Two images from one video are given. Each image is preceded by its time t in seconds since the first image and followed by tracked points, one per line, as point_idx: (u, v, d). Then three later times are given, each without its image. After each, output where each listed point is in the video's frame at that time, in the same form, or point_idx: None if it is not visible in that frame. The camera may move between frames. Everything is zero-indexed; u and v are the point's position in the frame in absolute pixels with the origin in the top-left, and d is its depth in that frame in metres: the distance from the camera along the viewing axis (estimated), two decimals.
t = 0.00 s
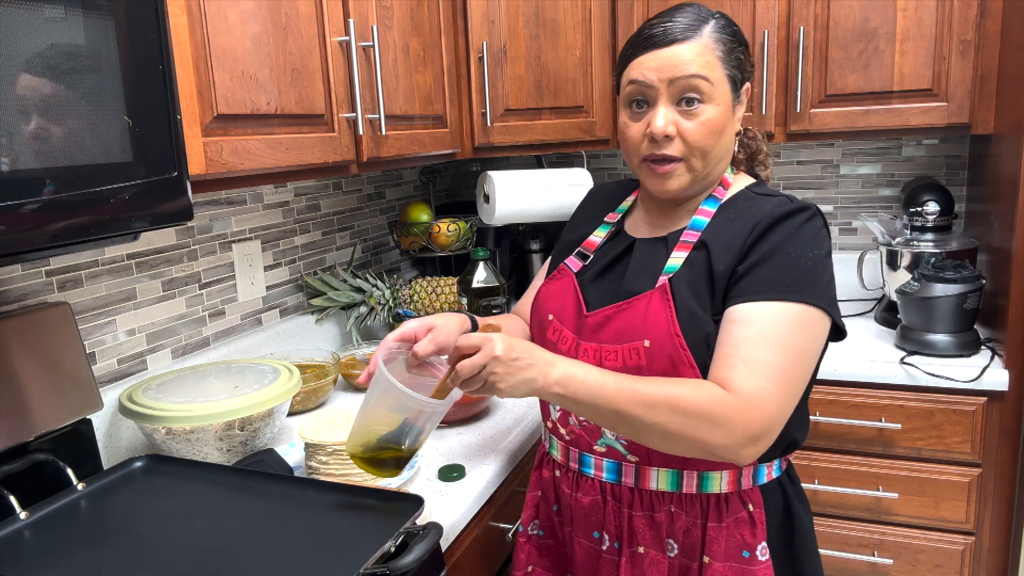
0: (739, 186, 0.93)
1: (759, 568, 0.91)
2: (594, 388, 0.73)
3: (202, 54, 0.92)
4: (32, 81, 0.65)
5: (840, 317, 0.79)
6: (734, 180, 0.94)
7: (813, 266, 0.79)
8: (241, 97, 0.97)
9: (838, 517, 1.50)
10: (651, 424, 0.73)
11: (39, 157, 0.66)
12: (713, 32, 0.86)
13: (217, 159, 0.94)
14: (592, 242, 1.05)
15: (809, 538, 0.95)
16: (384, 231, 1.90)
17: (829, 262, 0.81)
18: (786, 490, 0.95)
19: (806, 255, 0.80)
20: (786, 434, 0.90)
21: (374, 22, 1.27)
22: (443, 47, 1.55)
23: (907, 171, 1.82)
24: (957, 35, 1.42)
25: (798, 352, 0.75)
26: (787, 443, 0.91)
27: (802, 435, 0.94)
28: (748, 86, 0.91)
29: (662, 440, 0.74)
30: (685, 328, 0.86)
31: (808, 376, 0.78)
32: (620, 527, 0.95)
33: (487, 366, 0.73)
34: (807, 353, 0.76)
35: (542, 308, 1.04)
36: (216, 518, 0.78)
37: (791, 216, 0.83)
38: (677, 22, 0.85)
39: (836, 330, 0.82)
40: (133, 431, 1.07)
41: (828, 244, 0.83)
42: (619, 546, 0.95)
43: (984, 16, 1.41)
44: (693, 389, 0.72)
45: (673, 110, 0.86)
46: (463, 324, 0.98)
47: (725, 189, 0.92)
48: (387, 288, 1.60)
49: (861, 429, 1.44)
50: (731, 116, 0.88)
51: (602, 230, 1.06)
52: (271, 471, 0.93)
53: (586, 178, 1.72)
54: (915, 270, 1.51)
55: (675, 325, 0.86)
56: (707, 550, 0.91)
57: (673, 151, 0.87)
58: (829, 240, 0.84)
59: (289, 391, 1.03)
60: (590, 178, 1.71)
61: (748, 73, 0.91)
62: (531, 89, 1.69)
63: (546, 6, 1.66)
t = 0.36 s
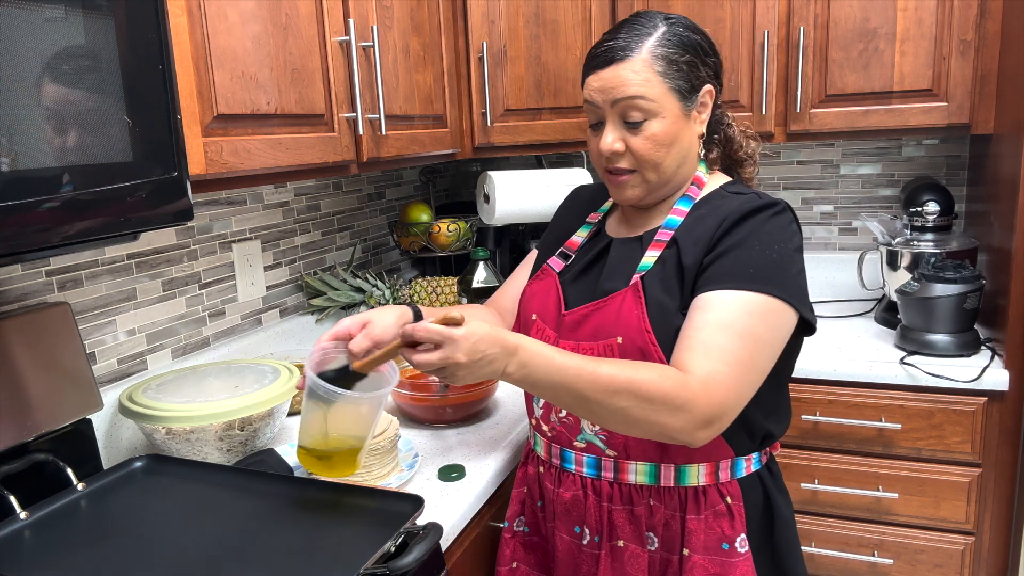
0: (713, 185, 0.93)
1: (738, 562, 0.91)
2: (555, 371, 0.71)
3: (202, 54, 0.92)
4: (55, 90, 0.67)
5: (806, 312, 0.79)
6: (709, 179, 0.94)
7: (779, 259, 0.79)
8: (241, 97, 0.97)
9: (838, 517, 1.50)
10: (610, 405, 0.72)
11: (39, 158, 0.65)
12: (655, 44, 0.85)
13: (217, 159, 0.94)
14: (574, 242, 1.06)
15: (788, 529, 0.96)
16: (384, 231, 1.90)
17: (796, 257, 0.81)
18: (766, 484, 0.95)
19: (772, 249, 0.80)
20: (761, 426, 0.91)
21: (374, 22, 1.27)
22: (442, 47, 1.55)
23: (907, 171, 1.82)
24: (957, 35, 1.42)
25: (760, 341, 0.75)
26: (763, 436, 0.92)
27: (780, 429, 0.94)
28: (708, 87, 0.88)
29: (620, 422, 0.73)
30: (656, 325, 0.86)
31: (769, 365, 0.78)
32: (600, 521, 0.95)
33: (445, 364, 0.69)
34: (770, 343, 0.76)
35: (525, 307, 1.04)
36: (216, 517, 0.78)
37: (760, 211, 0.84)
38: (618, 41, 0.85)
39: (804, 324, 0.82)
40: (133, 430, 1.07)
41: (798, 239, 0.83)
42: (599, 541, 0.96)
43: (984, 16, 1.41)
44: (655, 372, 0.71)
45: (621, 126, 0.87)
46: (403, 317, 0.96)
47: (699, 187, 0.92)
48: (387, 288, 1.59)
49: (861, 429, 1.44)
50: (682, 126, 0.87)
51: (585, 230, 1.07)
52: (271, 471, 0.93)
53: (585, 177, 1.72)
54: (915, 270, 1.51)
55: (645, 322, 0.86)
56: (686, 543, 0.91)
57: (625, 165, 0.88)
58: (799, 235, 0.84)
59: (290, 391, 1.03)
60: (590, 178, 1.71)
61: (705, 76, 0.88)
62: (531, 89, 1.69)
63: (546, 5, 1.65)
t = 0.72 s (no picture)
0: (700, 185, 0.92)
1: (720, 567, 0.91)
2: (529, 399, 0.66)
3: (203, 54, 0.92)
4: (57, 88, 0.67)
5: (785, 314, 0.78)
6: (696, 179, 0.93)
7: (757, 263, 0.77)
8: (242, 97, 0.97)
9: (838, 517, 1.50)
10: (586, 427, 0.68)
11: (39, 157, 0.65)
12: (635, 42, 0.85)
13: (217, 159, 0.94)
14: (565, 244, 1.06)
15: (777, 537, 0.95)
16: (384, 231, 1.90)
17: (776, 259, 0.79)
18: (755, 490, 0.94)
19: (750, 252, 0.78)
20: (746, 431, 0.91)
21: (374, 22, 1.27)
22: (442, 47, 1.55)
23: (907, 171, 1.82)
24: (957, 35, 1.42)
25: (739, 348, 0.73)
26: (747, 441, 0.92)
27: (767, 434, 0.94)
28: (690, 87, 0.88)
29: (595, 442, 0.69)
30: (631, 331, 0.87)
31: (746, 371, 0.76)
32: (583, 522, 0.95)
33: (414, 412, 0.65)
34: (747, 349, 0.75)
35: (521, 309, 1.06)
36: (216, 517, 0.78)
37: (738, 213, 0.82)
38: (597, 39, 0.86)
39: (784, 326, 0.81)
40: (133, 431, 1.07)
41: (778, 240, 0.82)
42: (583, 541, 0.96)
43: (984, 16, 1.41)
44: (633, 390, 0.68)
45: (600, 125, 0.87)
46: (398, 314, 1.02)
47: (684, 188, 0.91)
48: (387, 287, 1.58)
49: (861, 429, 1.44)
50: (663, 125, 0.86)
51: (576, 231, 1.07)
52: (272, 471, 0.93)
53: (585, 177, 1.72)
54: (915, 270, 1.51)
55: (620, 328, 0.87)
56: (667, 546, 0.91)
57: (604, 165, 0.88)
58: (779, 236, 0.82)
59: (289, 391, 1.03)
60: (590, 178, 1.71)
61: (687, 75, 0.88)
62: (531, 89, 1.69)
63: (546, 6, 1.65)
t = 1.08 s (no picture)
0: (678, 186, 0.90)
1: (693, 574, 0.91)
2: (498, 454, 0.60)
3: (203, 55, 0.92)
4: (58, 88, 0.67)
5: (758, 320, 0.73)
6: (675, 179, 0.91)
7: (723, 268, 0.73)
8: (241, 97, 0.97)
9: (838, 517, 1.50)
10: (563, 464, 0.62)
11: (39, 157, 0.66)
12: (605, 44, 0.85)
13: (217, 159, 0.94)
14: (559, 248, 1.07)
15: (758, 548, 0.93)
16: (384, 231, 1.90)
17: (744, 262, 0.75)
18: (734, 500, 0.93)
19: (714, 257, 0.74)
20: (722, 440, 0.89)
21: (375, 22, 1.27)
22: (442, 47, 1.55)
23: (907, 171, 1.82)
24: (958, 35, 1.42)
25: (710, 357, 0.68)
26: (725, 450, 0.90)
27: (748, 443, 0.91)
28: (664, 87, 0.87)
29: (575, 478, 0.63)
30: (596, 338, 0.87)
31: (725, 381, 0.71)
32: (562, 522, 0.97)
33: (388, 493, 0.57)
34: (720, 358, 0.69)
35: (517, 313, 1.08)
36: (215, 517, 0.78)
37: (703, 218, 0.79)
38: (567, 43, 0.86)
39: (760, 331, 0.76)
40: (133, 431, 1.07)
41: (748, 242, 0.77)
42: (561, 540, 0.98)
43: (984, 16, 1.41)
44: (601, 417, 0.62)
45: (573, 128, 0.87)
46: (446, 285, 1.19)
47: (662, 190, 0.90)
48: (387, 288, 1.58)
49: (861, 429, 1.44)
50: (635, 126, 0.86)
51: (570, 234, 1.08)
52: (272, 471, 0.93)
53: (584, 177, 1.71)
54: (915, 270, 1.51)
55: (584, 334, 0.88)
56: (641, 550, 0.93)
57: (579, 166, 0.89)
58: (749, 238, 0.78)
59: (289, 391, 1.03)
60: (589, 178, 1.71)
61: (659, 75, 0.87)
62: (531, 89, 1.69)
63: (546, 6, 1.64)
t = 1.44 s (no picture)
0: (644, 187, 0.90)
1: (649, 570, 0.92)
2: (413, 438, 0.61)
3: (203, 55, 0.91)
4: (58, 88, 0.67)
5: (696, 318, 0.70)
6: (643, 180, 0.91)
7: (660, 265, 0.71)
8: (241, 97, 0.97)
9: (838, 517, 1.50)
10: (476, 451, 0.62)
11: (39, 158, 0.66)
12: (574, 44, 0.85)
13: (217, 159, 0.94)
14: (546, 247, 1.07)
15: (721, 549, 0.93)
16: (384, 231, 1.90)
17: (683, 260, 0.73)
18: (697, 500, 0.92)
19: (652, 255, 0.72)
20: (681, 440, 0.88)
21: (375, 22, 1.27)
22: (442, 47, 1.55)
23: (907, 171, 1.82)
24: (958, 35, 1.42)
25: (641, 351, 0.66)
26: (682, 450, 0.90)
27: (706, 442, 0.90)
28: (632, 91, 0.86)
29: (494, 465, 0.63)
30: (547, 336, 0.89)
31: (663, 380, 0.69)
32: (531, 512, 1.00)
33: (304, 484, 0.58)
34: (654, 354, 0.67)
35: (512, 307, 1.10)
36: (215, 517, 0.78)
37: (649, 217, 0.78)
38: (537, 42, 0.87)
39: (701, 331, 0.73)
40: (133, 431, 1.07)
41: (692, 241, 0.75)
42: (530, 529, 1.01)
43: (984, 16, 1.41)
44: (522, 407, 0.62)
45: (540, 125, 0.89)
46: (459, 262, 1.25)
47: (627, 191, 0.91)
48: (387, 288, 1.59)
49: (861, 429, 1.44)
50: (599, 128, 0.87)
51: (558, 235, 1.08)
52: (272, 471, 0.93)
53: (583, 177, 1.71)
54: (915, 270, 1.51)
55: (540, 333, 0.89)
56: (602, 543, 0.94)
57: (544, 164, 0.91)
58: (695, 236, 0.75)
59: (288, 392, 1.02)
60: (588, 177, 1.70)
61: (627, 78, 0.86)
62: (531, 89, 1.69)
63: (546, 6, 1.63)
